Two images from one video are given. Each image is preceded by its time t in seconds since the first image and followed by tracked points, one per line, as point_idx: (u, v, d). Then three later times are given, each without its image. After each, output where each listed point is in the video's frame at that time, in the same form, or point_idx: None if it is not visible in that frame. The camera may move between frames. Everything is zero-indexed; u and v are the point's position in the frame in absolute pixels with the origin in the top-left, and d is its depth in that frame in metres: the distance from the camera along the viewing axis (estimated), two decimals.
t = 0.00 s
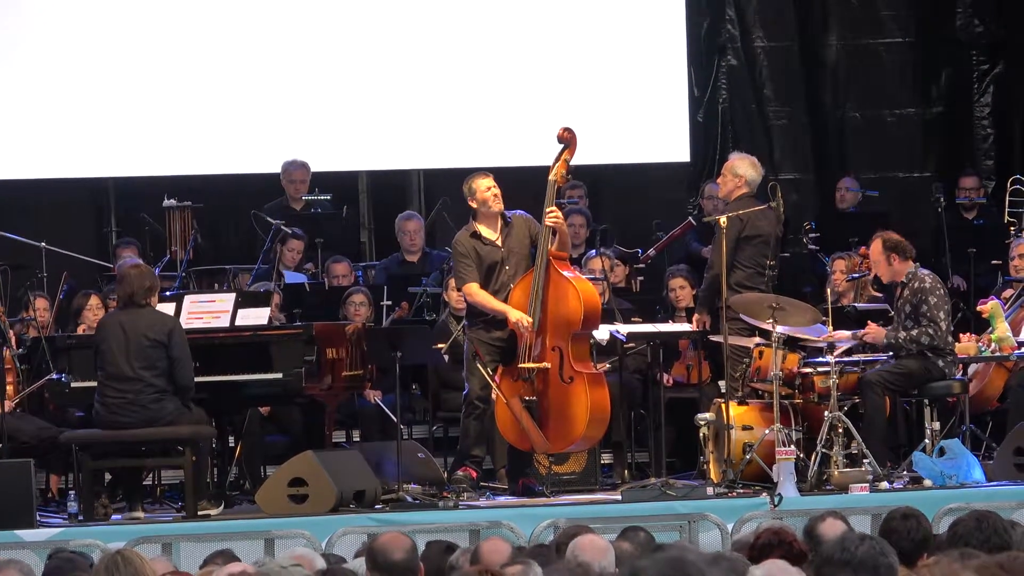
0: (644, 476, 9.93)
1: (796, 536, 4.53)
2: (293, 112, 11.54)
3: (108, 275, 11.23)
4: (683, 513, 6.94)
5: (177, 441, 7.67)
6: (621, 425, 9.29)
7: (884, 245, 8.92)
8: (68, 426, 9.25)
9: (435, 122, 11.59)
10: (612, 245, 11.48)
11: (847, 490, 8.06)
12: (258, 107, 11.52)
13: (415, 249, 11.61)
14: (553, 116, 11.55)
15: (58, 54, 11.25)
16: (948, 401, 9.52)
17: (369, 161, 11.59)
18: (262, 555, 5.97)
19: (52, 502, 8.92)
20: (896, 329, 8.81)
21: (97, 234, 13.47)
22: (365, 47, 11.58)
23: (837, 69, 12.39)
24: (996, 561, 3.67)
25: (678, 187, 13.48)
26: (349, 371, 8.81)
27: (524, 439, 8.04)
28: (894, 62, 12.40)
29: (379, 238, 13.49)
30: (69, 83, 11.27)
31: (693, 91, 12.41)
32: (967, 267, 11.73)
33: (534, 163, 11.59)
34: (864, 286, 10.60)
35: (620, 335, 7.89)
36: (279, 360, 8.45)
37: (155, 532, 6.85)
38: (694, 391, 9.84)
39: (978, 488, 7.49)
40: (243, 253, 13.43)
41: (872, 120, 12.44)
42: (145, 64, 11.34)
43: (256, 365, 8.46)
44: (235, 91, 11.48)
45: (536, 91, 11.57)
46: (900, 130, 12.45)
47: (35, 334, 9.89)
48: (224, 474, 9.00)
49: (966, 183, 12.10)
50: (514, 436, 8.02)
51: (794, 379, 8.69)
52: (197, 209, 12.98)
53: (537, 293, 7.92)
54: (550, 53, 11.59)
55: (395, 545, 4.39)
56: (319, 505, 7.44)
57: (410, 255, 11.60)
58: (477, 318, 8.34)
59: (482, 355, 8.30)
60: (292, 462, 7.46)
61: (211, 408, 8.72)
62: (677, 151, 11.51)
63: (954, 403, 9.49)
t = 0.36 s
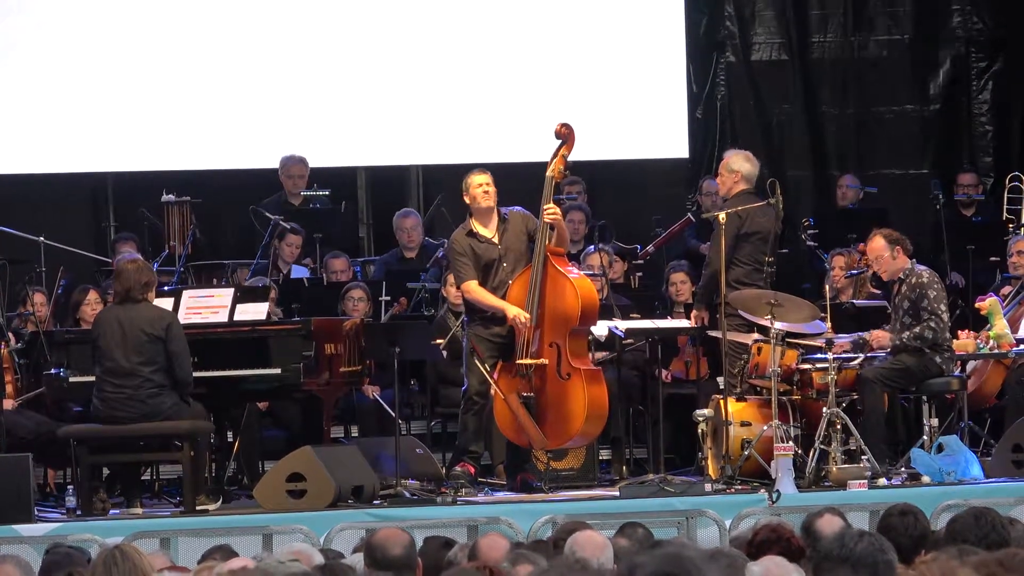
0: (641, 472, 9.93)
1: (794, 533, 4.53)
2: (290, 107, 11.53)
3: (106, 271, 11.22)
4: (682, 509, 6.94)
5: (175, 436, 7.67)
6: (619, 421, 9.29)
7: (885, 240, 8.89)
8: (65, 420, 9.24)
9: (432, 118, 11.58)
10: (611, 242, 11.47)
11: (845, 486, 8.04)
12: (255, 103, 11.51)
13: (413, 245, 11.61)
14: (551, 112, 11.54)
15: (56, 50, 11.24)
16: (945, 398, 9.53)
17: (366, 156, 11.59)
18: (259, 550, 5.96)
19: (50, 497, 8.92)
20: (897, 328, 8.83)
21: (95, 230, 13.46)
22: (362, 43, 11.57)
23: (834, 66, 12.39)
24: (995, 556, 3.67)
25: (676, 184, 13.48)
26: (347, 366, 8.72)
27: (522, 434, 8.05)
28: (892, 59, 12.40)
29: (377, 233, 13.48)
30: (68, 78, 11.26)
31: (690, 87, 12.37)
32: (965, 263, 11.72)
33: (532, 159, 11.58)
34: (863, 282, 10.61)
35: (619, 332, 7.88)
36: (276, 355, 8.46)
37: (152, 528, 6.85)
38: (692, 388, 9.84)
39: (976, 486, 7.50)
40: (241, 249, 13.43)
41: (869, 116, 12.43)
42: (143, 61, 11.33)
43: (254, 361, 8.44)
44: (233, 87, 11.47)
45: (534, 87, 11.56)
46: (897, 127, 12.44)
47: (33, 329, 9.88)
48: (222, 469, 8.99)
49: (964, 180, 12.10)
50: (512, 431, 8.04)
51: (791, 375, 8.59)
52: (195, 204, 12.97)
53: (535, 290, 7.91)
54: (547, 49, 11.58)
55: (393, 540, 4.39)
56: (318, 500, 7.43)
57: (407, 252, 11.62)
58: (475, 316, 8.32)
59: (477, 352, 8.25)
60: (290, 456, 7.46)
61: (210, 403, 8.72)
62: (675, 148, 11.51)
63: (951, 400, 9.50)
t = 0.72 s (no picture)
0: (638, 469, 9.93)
1: (790, 530, 4.52)
2: (286, 105, 11.53)
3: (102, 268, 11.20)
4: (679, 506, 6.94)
5: (171, 433, 7.67)
6: (615, 418, 9.29)
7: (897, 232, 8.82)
8: (61, 417, 9.24)
9: (429, 116, 11.58)
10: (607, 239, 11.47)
11: (841, 483, 8.04)
12: (252, 101, 11.50)
13: (410, 243, 11.61)
14: (547, 109, 11.53)
15: (52, 47, 11.22)
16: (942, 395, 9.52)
17: (362, 153, 11.59)
18: (255, 548, 5.96)
19: (46, 494, 8.91)
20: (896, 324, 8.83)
21: (91, 227, 13.44)
22: (359, 41, 11.55)
23: (830, 63, 12.39)
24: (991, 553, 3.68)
25: (673, 181, 13.48)
26: (343, 364, 8.65)
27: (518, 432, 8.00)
28: (888, 56, 12.40)
29: (374, 230, 13.47)
30: (64, 73, 11.24)
31: (688, 84, 12.44)
32: (962, 261, 11.73)
33: (528, 156, 11.58)
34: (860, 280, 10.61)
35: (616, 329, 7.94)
36: (273, 351, 8.51)
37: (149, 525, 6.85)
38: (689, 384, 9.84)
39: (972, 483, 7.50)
40: (237, 246, 13.40)
41: (865, 113, 12.43)
42: (139, 58, 11.31)
43: (251, 357, 8.52)
44: (229, 85, 11.46)
45: (530, 85, 11.55)
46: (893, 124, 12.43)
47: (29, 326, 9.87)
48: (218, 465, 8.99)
49: (961, 177, 12.04)
50: (508, 429, 7.98)
51: (788, 372, 8.56)
52: (191, 201, 12.95)
53: (529, 287, 7.90)
54: (544, 47, 11.57)
55: (389, 537, 4.39)
56: (314, 497, 7.45)
57: (404, 250, 11.61)
58: (470, 313, 8.30)
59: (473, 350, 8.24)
60: (287, 453, 7.49)
61: (206, 400, 8.71)
62: (672, 145, 11.51)
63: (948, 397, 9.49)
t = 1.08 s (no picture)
0: (635, 464, 9.94)
1: (788, 524, 4.52)
2: (284, 100, 11.52)
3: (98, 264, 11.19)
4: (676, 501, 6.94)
5: (168, 428, 7.65)
6: (612, 412, 9.30)
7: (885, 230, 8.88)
8: (58, 412, 9.23)
9: (427, 110, 11.57)
10: (604, 233, 11.45)
11: (838, 478, 8.04)
12: (249, 96, 11.48)
13: (410, 237, 11.61)
14: (545, 104, 11.51)
15: (48, 42, 11.19)
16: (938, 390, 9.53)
17: (360, 148, 11.58)
18: (252, 543, 5.96)
19: (42, 489, 8.91)
20: (892, 319, 8.85)
21: (88, 221, 13.43)
22: (356, 36, 11.53)
23: (827, 58, 12.39)
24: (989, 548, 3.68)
25: (671, 175, 13.48)
26: (339, 359, 8.68)
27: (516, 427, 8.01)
28: (885, 50, 12.40)
29: (371, 225, 13.46)
30: (61, 68, 11.22)
31: (684, 79, 12.42)
32: (959, 255, 11.74)
33: (526, 151, 11.57)
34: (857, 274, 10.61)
35: (612, 324, 7.92)
36: (270, 346, 8.49)
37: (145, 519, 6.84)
38: (686, 379, 9.84)
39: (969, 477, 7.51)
40: (234, 241, 13.40)
41: (861, 107, 12.42)
42: (135, 53, 11.28)
43: (248, 352, 8.49)
44: (226, 80, 11.44)
45: (526, 79, 11.54)
46: (890, 119, 12.43)
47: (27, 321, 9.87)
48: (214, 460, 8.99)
49: (956, 171, 12.14)
50: (505, 423, 7.99)
51: (785, 366, 8.63)
52: (188, 195, 12.94)
53: (528, 282, 7.90)
54: (541, 42, 11.55)
55: (385, 532, 4.39)
56: (310, 493, 7.44)
57: (404, 244, 11.61)
58: (467, 310, 8.31)
59: (471, 345, 8.28)
60: (285, 448, 7.45)
61: (203, 395, 8.72)
62: (669, 140, 11.49)
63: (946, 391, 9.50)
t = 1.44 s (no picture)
0: (636, 458, 9.95)
1: (788, 520, 4.52)
2: (284, 95, 11.51)
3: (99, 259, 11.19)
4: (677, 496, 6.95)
5: (168, 423, 7.65)
6: (613, 407, 9.30)
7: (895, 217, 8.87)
8: (59, 407, 9.24)
9: (427, 105, 11.55)
10: (605, 227, 11.45)
11: (839, 472, 8.03)
12: (249, 90, 11.48)
13: (413, 231, 11.61)
14: (545, 98, 11.50)
15: (48, 37, 11.17)
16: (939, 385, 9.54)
17: (360, 143, 11.58)
18: (253, 538, 5.97)
19: (43, 484, 8.92)
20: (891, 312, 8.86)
21: (89, 216, 13.44)
22: (357, 31, 11.52)
23: (828, 53, 12.38)
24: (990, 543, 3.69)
25: (672, 169, 13.48)
26: (341, 354, 8.74)
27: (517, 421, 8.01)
28: (885, 44, 12.39)
29: (372, 219, 13.46)
30: (61, 62, 11.21)
31: (685, 74, 12.40)
32: (960, 249, 11.74)
33: (527, 145, 11.56)
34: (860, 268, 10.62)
35: (613, 318, 7.93)
36: (271, 341, 8.46)
37: (146, 514, 6.85)
38: (686, 374, 9.85)
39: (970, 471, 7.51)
40: (235, 235, 13.40)
41: (862, 101, 12.41)
42: (136, 47, 11.28)
43: (250, 347, 8.46)
44: (226, 75, 11.43)
45: (527, 74, 11.53)
46: (891, 113, 12.42)
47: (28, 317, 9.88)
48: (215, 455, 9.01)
49: (957, 166, 12.09)
50: (507, 418, 7.99)
51: (785, 361, 8.58)
52: (188, 190, 12.95)
53: (529, 276, 7.89)
54: (542, 36, 11.53)
55: (386, 527, 4.40)
56: (312, 487, 7.44)
57: (409, 238, 11.61)
58: (468, 305, 8.31)
59: (472, 340, 8.25)
60: (286, 442, 7.48)
61: (205, 390, 8.72)
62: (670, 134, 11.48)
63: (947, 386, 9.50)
